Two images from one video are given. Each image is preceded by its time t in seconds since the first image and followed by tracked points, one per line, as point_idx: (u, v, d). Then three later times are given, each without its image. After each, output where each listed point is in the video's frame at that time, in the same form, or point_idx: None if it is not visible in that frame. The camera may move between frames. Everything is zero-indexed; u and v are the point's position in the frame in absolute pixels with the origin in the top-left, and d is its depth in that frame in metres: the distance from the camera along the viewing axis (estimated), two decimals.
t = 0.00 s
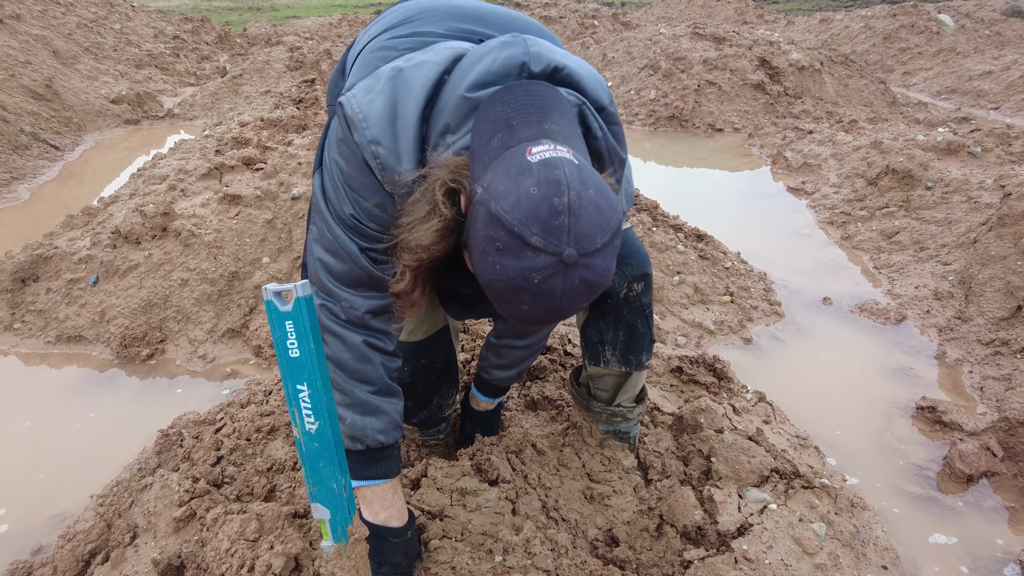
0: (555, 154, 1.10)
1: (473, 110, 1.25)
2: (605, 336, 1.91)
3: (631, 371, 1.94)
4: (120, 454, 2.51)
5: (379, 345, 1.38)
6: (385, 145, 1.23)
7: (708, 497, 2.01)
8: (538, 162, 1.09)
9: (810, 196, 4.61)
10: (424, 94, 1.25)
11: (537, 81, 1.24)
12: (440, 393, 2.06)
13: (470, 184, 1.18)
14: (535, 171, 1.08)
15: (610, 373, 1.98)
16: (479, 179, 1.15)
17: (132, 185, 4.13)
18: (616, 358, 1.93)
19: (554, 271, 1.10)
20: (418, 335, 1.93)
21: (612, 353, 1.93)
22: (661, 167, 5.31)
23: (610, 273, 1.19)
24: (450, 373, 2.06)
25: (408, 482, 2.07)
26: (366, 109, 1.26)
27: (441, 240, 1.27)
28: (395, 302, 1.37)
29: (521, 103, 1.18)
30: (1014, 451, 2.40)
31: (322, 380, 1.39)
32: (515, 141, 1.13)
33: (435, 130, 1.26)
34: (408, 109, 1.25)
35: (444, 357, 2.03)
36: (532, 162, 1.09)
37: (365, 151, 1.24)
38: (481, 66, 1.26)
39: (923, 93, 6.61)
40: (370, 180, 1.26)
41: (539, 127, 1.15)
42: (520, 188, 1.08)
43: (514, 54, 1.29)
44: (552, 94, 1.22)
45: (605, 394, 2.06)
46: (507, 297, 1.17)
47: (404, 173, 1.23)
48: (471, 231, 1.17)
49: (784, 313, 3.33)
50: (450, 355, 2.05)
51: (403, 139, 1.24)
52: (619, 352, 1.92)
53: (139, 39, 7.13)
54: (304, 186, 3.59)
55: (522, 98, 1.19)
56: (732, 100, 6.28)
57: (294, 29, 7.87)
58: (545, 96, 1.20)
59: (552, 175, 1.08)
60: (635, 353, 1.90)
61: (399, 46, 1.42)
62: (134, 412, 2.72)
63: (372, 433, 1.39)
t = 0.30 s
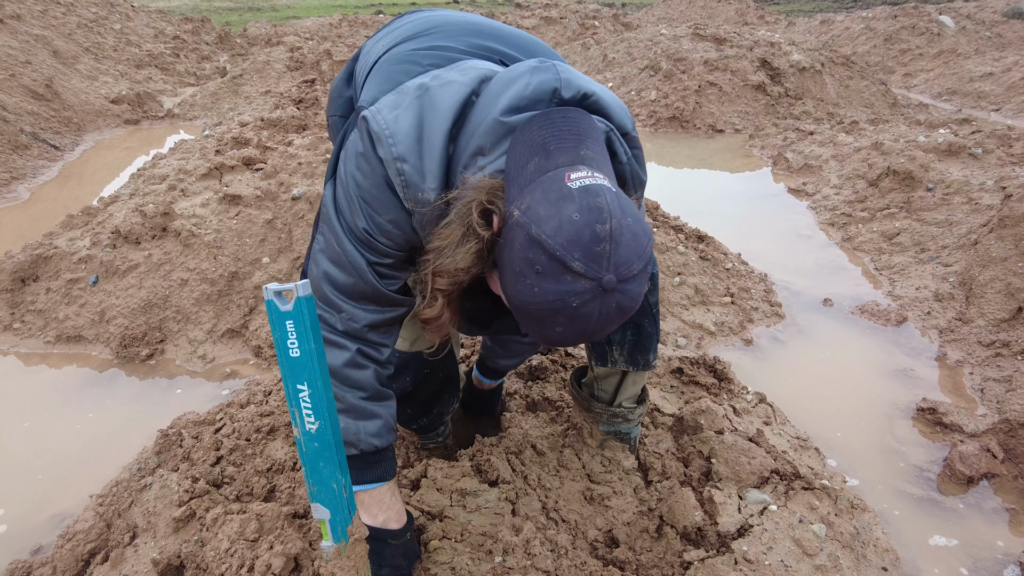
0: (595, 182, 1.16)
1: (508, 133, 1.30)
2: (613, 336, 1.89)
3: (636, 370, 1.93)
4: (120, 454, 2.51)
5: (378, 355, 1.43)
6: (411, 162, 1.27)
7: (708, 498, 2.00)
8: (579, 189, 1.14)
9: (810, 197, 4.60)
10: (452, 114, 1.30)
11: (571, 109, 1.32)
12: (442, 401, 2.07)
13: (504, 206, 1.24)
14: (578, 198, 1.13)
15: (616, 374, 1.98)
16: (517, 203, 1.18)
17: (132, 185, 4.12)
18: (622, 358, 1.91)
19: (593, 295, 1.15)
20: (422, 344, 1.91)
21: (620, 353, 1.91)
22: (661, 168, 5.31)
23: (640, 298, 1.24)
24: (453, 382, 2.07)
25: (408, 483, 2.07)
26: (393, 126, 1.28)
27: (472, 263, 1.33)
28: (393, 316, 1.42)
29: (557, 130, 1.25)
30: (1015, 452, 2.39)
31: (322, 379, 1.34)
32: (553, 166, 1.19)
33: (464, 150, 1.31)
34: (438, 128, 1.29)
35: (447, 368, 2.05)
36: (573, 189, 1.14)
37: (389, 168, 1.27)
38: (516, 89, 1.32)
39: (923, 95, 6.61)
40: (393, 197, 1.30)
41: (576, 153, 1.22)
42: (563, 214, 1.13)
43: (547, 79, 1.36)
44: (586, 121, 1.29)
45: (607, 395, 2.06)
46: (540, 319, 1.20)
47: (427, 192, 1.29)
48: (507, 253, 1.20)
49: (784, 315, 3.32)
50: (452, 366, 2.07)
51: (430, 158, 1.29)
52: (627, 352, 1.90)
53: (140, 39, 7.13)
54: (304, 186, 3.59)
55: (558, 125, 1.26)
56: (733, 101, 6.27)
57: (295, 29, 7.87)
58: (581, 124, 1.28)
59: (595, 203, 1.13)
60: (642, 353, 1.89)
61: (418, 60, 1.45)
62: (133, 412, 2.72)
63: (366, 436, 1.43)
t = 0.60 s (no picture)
0: (603, 176, 1.16)
1: (511, 128, 1.31)
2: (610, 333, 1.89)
3: (634, 367, 1.93)
4: (118, 453, 2.50)
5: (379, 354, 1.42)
6: (411, 161, 1.28)
7: (706, 500, 2.00)
8: (587, 184, 1.14)
9: (810, 200, 4.60)
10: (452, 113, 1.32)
11: (575, 103, 1.33)
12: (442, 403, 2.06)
13: (510, 202, 1.24)
14: (586, 194, 1.13)
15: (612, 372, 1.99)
16: (525, 199, 1.18)
17: (131, 185, 4.12)
18: (621, 356, 1.91)
19: (603, 291, 1.15)
20: (424, 347, 1.93)
21: (618, 351, 1.91)
22: (662, 170, 5.31)
23: (651, 293, 1.24)
24: (452, 385, 2.07)
25: (406, 483, 2.06)
26: (392, 125, 1.28)
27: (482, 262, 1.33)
28: (394, 317, 1.42)
29: (562, 125, 1.26)
30: (1014, 455, 2.39)
31: (319, 380, 1.34)
32: (560, 161, 1.20)
33: (467, 148, 1.32)
34: (439, 127, 1.30)
35: (448, 369, 2.05)
36: (581, 185, 1.14)
37: (389, 168, 1.27)
38: (517, 85, 1.33)
39: (924, 98, 6.61)
40: (394, 196, 1.30)
41: (583, 148, 1.22)
42: (571, 211, 1.12)
43: (549, 73, 1.37)
44: (590, 115, 1.31)
45: (605, 394, 2.07)
46: (550, 316, 1.21)
47: (427, 190, 1.30)
48: (515, 250, 1.20)
49: (783, 317, 3.32)
50: (452, 367, 2.07)
51: (430, 157, 1.30)
52: (625, 350, 1.90)
53: (140, 39, 7.13)
54: (303, 187, 3.59)
55: (563, 121, 1.27)
56: (733, 103, 6.28)
57: (295, 30, 7.87)
58: (586, 118, 1.29)
59: (603, 199, 1.13)
60: (640, 350, 1.88)
61: (414, 57, 1.46)
62: (131, 412, 2.72)
63: (366, 438, 1.42)
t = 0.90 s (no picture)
0: (576, 155, 1.14)
1: (490, 110, 1.29)
2: (608, 330, 1.91)
3: (632, 366, 1.95)
4: (119, 452, 2.50)
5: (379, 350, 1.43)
6: (399, 152, 1.27)
7: (706, 501, 2.00)
8: (559, 163, 1.14)
9: (811, 201, 4.60)
10: (435, 100, 1.30)
11: (554, 80, 1.30)
12: (443, 396, 2.07)
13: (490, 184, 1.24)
14: (558, 173, 1.13)
15: (610, 369, 2.00)
16: (501, 181, 1.19)
17: (132, 184, 4.12)
18: (618, 353, 1.93)
19: (576, 271, 1.15)
20: (427, 339, 1.91)
21: (615, 348, 1.93)
22: (662, 171, 5.31)
23: (632, 270, 1.23)
24: (453, 376, 2.06)
25: (407, 482, 2.06)
26: (379, 119, 1.29)
27: (467, 244, 1.32)
28: (395, 310, 1.41)
29: (540, 104, 1.23)
30: (1014, 457, 2.39)
31: (322, 378, 1.34)
32: (536, 141, 1.18)
33: (449, 133, 1.30)
34: (421, 114, 1.29)
35: (449, 361, 2.03)
36: (553, 164, 1.14)
37: (379, 161, 1.28)
38: (494, 66, 1.31)
39: (925, 99, 6.62)
40: (386, 189, 1.29)
41: (560, 126, 1.20)
42: (543, 190, 1.12)
43: (527, 51, 1.34)
44: (569, 92, 1.27)
45: (605, 393, 2.07)
46: (528, 297, 1.21)
47: (418, 179, 1.28)
48: (494, 232, 1.21)
49: (784, 318, 3.32)
50: (454, 358, 2.05)
51: (417, 146, 1.28)
52: (621, 347, 1.92)
53: (142, 39, 7.14)
54: (304, 186, 3.60)
55: (540, 99, 1.24)
56: (734, 104, 6.29)
57: (297, 30, 7.88)
58: (564, 95, 1.26)
59: (574, 177, 1.12)
60: (638, 348, 1.90)
61: (399, 50, 1.46)
62: (132, 411, 2.72)
63: (368, 435, 1.43)
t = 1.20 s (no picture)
0: (557, 114, 1.15)
1: (474, 84, 1.33)
2: (603, 330, 1.94)
3: (627, 366, 1.96)
4: (119, 451, 2.51)
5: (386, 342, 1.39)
6: (396, 135, 1.28)
7: (704, 502, 2.02)
8: (541, 122, 1.14)
9: (810, 204, 4.61)
10: (427, 82, 1.32)
11: (536, 47, 1.32)
12: (443, 389, 2.07)
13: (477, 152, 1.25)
14: (539, 131, 1.13)
15: (606, 369, 2.01)
16: (487, 146, 1.20)
17: (133, 184, 4.13)
18: (613, 353, 1.95)
19: (562, 228, 1.14)
20: (426, 331, 1.93)
21: (609, 348, 1.95)
22: (662, 173, 5.32)
23: (620, 228, 1.22)
24: (453, 369, 2.06)
25: (405, 481, 2.06)
26: (374, 103, 1.29)
27: (459, 213, 1.32)
28: (401, 298, 1.39)
29: (523, 70, 1.24)
30: (1011, 459, 2.40)
31: (322, 378, 1.35)
32: (520, 105, 1.19)
33: (440, 111, 1.33)
34: (414, 96, 1.31)
35: (448, 354, 2.03)
36: (535, 124, 1.14)
37: (377, 145, 1.28)
38: (478, 40, 1.34)
39: (925, 102, 6.62)
40: (385, 172, 1.30)
41: (543, 90, 1.21)
42: (525, 149, 1.13)
43: (509, 25, 1.36)
44: (552, 58, 1.29)
45: (602, 393, 2.08)
46: (518, 260, 1.21)
47: (416, 158, 1.29)
48: (481, 197, 1.22)
49: (783, 320, 3.33)
50: (454, 352, 2.05)
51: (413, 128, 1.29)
52: (616, 347, 1.94)
53: (143, 39, 7.15)
54: (305, 187, 3.61)
55: (522, 66, 1.26)
56: (734, 107, 6.29)
57: (298, 30, 7.89)
58: (546, 60, 1.28)
59: (555, 134, 1.13)
60: (632, 348, 1.92)
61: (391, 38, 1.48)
62: (132, 411, 2.72)
63: (370, 431, 1.39)
